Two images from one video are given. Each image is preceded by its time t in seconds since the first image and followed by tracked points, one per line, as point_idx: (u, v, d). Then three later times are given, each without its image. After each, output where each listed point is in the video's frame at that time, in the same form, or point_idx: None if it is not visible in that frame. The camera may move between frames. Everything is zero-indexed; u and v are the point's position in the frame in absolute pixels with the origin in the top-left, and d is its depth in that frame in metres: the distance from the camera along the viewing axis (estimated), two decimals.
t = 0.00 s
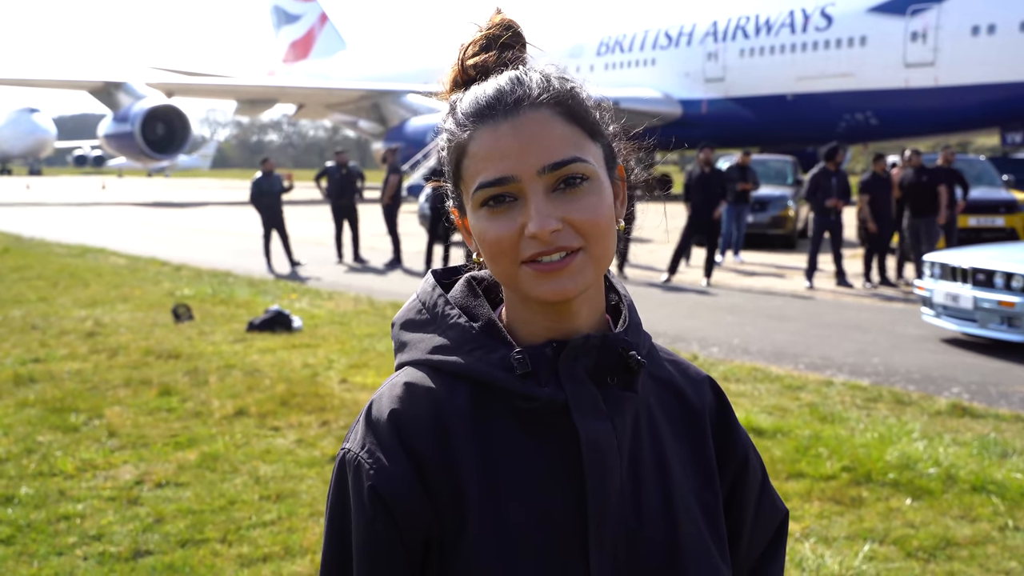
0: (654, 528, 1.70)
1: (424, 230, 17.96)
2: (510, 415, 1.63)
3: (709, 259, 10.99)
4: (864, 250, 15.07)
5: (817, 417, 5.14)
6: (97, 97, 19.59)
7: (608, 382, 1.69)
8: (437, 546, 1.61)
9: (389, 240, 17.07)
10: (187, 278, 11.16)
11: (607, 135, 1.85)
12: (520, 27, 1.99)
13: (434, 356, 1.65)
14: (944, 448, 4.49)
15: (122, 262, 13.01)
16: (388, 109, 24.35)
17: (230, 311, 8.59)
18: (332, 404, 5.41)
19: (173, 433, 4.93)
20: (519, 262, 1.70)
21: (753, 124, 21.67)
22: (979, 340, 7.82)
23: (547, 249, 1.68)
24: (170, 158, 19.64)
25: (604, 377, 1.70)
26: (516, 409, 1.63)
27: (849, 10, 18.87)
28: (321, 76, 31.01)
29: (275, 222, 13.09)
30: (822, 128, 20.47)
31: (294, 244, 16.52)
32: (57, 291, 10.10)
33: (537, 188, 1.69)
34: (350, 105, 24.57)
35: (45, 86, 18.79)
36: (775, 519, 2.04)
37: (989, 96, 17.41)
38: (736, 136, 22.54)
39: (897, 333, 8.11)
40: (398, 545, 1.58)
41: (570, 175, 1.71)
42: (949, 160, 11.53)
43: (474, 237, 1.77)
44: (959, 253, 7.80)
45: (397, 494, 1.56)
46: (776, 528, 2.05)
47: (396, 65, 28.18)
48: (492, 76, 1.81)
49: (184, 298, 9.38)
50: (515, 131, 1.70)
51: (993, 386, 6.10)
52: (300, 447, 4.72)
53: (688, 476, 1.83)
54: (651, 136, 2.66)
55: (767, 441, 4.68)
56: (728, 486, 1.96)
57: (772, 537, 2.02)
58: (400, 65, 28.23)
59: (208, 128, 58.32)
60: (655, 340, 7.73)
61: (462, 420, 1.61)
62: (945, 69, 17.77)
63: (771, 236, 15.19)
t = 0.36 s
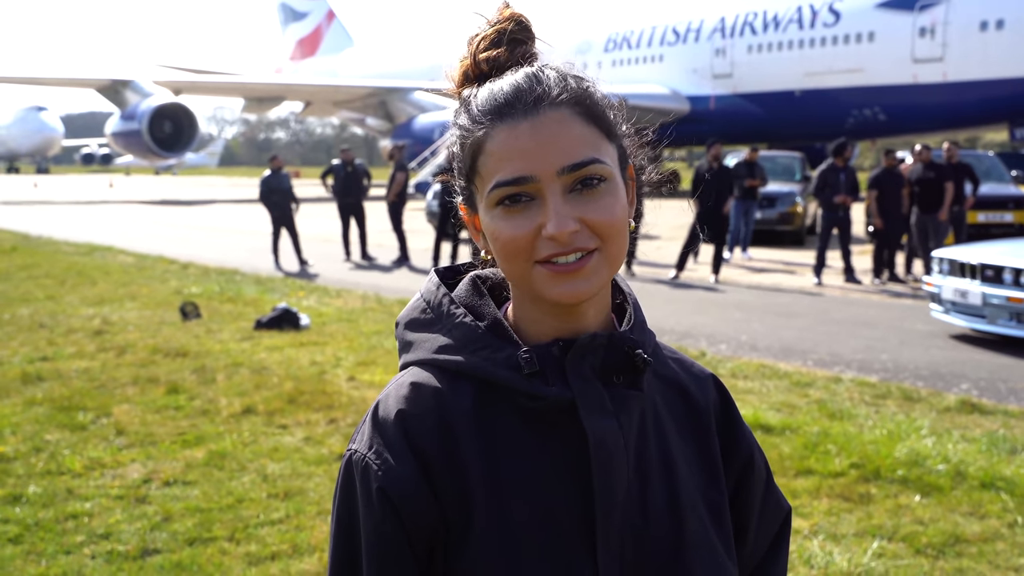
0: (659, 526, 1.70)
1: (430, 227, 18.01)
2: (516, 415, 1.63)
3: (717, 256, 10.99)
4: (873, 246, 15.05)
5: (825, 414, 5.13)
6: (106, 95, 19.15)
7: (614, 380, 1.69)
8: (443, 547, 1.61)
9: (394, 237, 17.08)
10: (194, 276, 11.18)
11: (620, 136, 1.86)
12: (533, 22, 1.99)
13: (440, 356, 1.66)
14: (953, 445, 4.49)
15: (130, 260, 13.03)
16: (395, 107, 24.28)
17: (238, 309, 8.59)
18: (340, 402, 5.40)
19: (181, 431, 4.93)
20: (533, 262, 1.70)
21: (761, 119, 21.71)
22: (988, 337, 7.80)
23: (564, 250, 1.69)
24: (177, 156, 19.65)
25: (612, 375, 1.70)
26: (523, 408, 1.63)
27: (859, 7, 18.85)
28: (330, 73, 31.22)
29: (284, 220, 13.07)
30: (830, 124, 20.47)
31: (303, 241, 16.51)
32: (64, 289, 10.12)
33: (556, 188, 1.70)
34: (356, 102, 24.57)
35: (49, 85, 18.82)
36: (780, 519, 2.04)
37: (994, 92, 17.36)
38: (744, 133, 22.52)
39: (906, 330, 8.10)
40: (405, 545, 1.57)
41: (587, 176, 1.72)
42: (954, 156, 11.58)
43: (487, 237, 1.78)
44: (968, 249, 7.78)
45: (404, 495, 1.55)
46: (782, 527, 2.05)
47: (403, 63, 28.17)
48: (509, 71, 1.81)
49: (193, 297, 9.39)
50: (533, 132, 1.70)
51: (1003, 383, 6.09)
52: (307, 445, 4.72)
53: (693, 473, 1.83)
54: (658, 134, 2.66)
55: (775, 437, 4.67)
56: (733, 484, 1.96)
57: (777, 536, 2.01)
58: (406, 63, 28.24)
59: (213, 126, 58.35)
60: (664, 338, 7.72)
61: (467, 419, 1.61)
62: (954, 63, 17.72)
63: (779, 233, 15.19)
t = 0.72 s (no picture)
0: (662, 549, 1.60)
1: (422, 234, 17.99)
2: (510, 436, 1.55)
3: (716, 263, 10.87)
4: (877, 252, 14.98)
5: (831, 428, 5.03)
6: (81, 98, 19.29)
7: (612, 400, 1.60)
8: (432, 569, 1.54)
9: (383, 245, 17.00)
10: (173, 286, 11.04)
11: (609, 143, 1.77)
12: (508, 24, 1.94)
13: (433, 373, 1.58)
14: (963, 459, 4.38)
15: (106, 271, 12.87)
16: (384, 108, 24.10)
17: (220, 322, 8.47)
18: (326, 418, 5.30)
19: (159, 451, 4.81)
20: (524, 286, 1.62)
21: (762, 121, 21.45)
22: (998, 346, 7.70)
23: (555, 276, 1.61)
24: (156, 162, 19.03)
25: (608, 395, 1.60)
26: (515, 430, 1.55)
27: (862, 4, 18.78)
28: (315, 74, 30.93)
29: (273, 226, 12.95)
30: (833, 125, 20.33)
31: (292, 249, 16.39)
32: (37, 301, 9.98)
33: (540, 211, 1.61)
34: (343, 103, 24.33)
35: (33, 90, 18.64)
36: (789, 539, 1.94)
37: (1004, 91, 17.33)
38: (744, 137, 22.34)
39: (914, 339, 8.00)
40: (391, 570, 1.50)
41: (574, 193, 1.63)
42: (962, 158, 11.49)
43: (473, 260, 1.70)
44: (977, 255, 7.70)
45: (393, 518, 1.48)
46: (791, 546, 1.95)
47: (391, 63, 27.95)
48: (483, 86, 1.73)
49: (172, 309, 9.26)
50: (513, 152, 1.62)
51: (1015, 394, 5.98)
52: (292, 464, 4.61)
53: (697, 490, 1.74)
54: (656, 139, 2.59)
55: (779, 453, 4.57)
56: (739, 500, 1.87)
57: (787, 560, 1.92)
58: (393, 63, 28.03)
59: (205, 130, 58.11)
60: (662, 349, 7.60)
61: (460, 440, 1.54)
62: (961, 62, 17.68)
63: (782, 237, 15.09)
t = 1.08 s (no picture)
0: (672, 561, 1.66)
1: (411, 237, 18.02)
2: (513, 451, 1.60)
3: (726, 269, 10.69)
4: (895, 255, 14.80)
5: (851, 441, 4.88)
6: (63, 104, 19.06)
7: (621, 415, 1.65)
8: None
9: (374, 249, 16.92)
10: (150, 294, 10.88)
11: (623, 148, 1.77)
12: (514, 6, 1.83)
13: (429, 387, 1.62)
14: (992, 475, 4.26)
15: (77, 278, 12.66)
16: (371, 104, 23.48)
17: (199, 331, 8.32)
18: (313, 432, 5.14)
19: (135, 468, 4.66)
20: (530, 301, 1.64)
21: (775, 115, 20.57)
22: None
23: (561, 292, 1.63)
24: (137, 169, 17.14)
25: (619, 409, 1.65)
26: (520, 446, 1.60)
27: None
28: (299, 67, 30.24)
29: (263, 228, 12.81)
30: (849, 121, 19.52)
31: (275, 254, 16.27)
32: (6, 311, 9.82)
33: (548, 225, 1.63)
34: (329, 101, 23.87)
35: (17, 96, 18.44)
36: (810, 562, 1.97)
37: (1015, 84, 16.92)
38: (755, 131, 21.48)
39: (937, 346, 7.83)
40: None
41: (585, 207, 1.65)
42: (989, 154, 11.24)
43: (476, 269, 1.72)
44: (1003, 258, 7.53)
45: (390, 542, 1.53)
46: (812, 569, 1.97)
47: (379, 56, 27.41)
48: (490, 86, 1.72)
49: (147, 317, 9.11)
50: (522, 163, 1.63)
51: None
52: (277, 481, 4.46)
53: (710, 507, 1.79)
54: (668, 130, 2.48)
55: (795, 468, 4.43)
56: (757, 520, 1.89)
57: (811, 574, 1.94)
58: (381, 57, 27.44)
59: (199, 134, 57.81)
60: (670, 358, 7.43)
61: (459, 459, 1.59)
62: (987, 53, 17.11)
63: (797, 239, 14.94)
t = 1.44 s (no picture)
0: None
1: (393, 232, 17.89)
2: (502, 462, 1.51)
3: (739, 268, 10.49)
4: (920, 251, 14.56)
5: (873, 454, 4.80)
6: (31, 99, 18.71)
7: (622, 429, 1.55)
8: None
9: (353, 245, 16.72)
10: (107, 295, 10.66)
11: (630, 145, 1.65)
12: None
13: (412, 397, 1.52)
14: None
15: (28, 277, 12.37)
16: (352, 87, 22.75)
17: (161, 335, 8.12)
18: (287, 446, 5.02)
19: (91, 485, 4.55)
20: (517, 318, 1.55)
21: (790, 97, 19.89)
22: None
23: (551, 313, 1.54)
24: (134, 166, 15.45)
25: (618, 423, 1.55)
26: (510, 458, 1.51)
27: None
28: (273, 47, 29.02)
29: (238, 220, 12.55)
30: (874, 104, 18.86)
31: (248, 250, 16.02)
32: None
33: (539, 240, 1.52)
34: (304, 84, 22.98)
35: None
36: None
37: None
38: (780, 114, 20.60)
39: (968, 350, 7.63)
40: None
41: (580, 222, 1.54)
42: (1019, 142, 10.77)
43: (462, 272, 1.62)
44: None
45: (366, 562, 1.43)
46: None
47: (355, 35, 26.56)
48: (486, 70, 1.58)
49: (105, 320, 8.91)
50: (514, 169, 1.51)
51: None
52: (247, 500, 4.37)
53: (720, 528, 1.66)
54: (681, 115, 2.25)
55: (813, 483, 4.39)
56: (777, 540, 1.76)
57: None
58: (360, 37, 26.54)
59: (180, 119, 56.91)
60: (678, 364, 7.24)
61: (445, 470, 1.49)
62: None
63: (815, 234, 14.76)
